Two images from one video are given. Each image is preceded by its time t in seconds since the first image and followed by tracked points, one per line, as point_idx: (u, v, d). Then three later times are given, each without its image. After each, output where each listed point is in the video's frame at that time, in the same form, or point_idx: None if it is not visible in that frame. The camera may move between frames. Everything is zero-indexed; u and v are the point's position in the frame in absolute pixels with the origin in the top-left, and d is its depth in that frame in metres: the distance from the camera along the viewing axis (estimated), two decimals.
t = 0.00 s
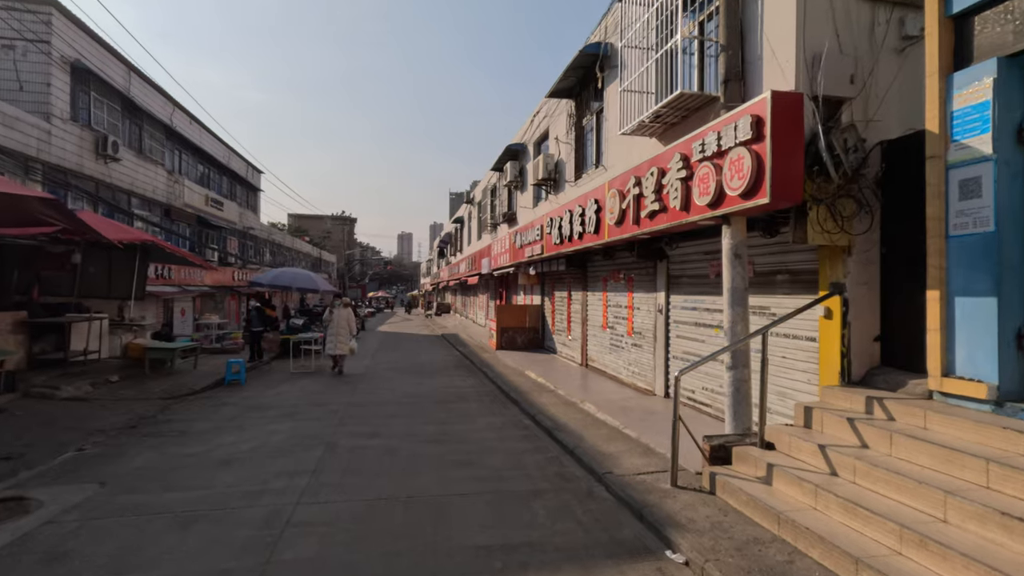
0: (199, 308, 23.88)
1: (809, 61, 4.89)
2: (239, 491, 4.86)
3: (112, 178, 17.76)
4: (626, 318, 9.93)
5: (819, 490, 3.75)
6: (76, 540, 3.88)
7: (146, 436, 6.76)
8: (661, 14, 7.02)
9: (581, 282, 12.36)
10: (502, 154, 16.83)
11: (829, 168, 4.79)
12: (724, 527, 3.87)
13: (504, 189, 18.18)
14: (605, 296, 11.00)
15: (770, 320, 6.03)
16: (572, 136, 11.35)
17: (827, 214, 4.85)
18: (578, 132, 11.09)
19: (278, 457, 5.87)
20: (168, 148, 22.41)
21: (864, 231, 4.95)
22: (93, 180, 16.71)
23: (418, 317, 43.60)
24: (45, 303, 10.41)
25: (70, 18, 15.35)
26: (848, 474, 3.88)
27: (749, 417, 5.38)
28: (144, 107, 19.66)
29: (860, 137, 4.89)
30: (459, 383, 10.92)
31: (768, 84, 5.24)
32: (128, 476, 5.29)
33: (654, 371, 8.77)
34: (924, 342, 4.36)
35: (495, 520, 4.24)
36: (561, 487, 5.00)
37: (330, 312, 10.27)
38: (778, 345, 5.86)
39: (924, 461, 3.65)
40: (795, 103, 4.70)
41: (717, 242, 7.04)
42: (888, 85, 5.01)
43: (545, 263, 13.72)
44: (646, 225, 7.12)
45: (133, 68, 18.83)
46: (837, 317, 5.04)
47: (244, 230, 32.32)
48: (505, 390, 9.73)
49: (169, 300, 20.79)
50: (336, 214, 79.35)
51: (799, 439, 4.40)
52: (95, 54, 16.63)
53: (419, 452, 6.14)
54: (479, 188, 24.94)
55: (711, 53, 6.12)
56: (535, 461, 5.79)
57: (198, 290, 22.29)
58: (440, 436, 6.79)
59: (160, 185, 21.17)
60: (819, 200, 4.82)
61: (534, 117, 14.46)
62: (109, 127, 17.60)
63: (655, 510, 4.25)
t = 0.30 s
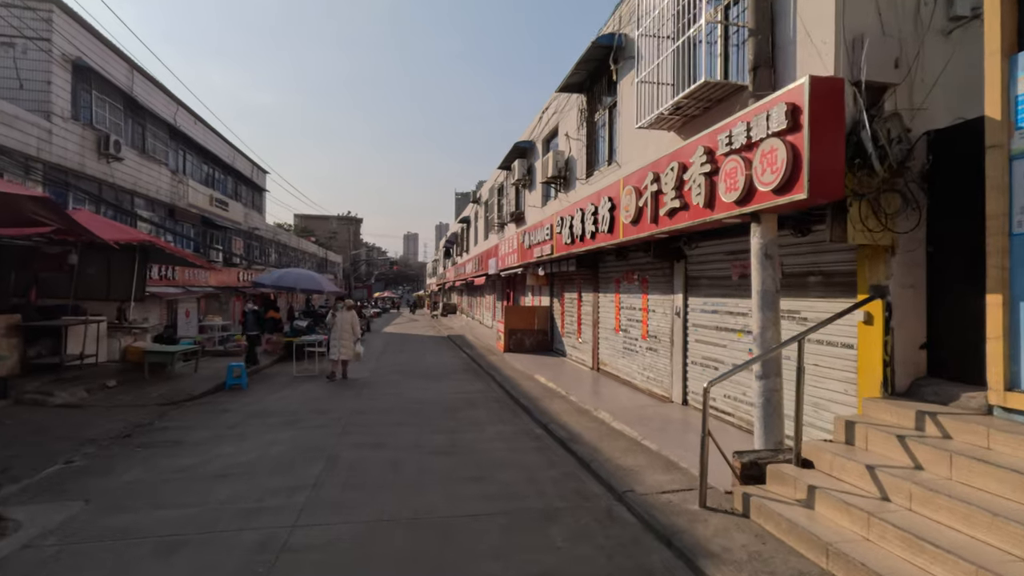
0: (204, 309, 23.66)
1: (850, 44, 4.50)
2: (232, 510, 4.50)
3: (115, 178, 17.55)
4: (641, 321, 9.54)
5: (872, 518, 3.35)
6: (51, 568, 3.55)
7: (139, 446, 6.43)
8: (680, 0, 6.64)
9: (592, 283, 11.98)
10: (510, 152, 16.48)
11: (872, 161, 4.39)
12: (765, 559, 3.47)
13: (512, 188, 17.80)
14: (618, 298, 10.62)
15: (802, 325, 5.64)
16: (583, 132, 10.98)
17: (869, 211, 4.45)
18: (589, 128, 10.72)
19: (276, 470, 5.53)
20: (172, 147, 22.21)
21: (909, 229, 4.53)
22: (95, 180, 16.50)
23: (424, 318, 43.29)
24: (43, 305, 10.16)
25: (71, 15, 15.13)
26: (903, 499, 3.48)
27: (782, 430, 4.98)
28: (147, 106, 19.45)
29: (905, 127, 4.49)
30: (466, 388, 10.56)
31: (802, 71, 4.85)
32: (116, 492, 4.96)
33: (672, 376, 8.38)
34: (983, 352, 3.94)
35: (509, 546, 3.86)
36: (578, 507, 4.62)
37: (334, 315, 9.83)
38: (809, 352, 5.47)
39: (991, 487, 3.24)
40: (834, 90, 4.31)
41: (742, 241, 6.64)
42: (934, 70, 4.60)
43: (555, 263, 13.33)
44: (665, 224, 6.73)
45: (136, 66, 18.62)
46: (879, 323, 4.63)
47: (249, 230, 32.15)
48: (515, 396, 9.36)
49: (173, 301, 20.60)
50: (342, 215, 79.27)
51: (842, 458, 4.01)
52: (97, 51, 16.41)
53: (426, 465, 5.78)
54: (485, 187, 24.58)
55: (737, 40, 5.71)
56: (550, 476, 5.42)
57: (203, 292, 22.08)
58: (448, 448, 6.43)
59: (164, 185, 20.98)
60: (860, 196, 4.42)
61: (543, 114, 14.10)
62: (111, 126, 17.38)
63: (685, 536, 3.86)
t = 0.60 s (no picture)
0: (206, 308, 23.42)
1: (893, 15, 4.10)
2: (218, 522, 4.16)
3: (115, 174, 17.30)
4: (653, 319, 9.17)
5: (931, 541, 2.96)
6: None
7: (127, 450, 6.11)
8: None
9: (601, 280, 11.60)
10: (516, 146, 16.10)
11: (919, 142, 3.99)
12: None
13: (519, 183, 17.43)
14: (629, 296, 10.24)
15: (834, 324, 5.25)
16: (593, 124, 10.59)
17: (915, 197, 4.05)
18: (599, 119, 10.34)
19: (269, 477, 5.19)
20: (174, 143, 21.96)
21: (958, 217, 4.13)
22: (94, 176, 16.24)
23: (428, 317, 43.01)
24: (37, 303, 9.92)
25: (70, 8, 14.85)
26: (965, 518, 3.09)
27: (814, 437, 4.60)
28: (149, 101, 19.20)
29: (954, 105, 4.10)
30: (472, 389, 10.21)
31: (839, 46, 4.46)
32: (96, 500, 4.63)
33: (687, 377, 8.01)
34: None
35: (519, 566, 3.49)
36: (595, 520, 4.25)
37: (331, 314, 9.45)
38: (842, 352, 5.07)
39: None
40: (877, 64, 3.91)
41: (766, 234, 6.25)
42: (985, 43, 4.20)
43: (562, 260, 12.96)
44: (683, 215, 6.34)
45: (137, 61, 18.34)
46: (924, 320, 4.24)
47: (252, 229, 31.93)
48: (523, 398, 9.00)
49: (174, 299, 20.40)
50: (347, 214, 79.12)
51: (888, 469, 3.62)
52: (96, 45, 16.13)
53: (430, 472, 5.42)
54: (491, 184, 24.20)
55: (764, 17, 5.32)
56: (562, 485, 5.05)
57: (205, 290, 21.84)
58: (453, 453, 6.07)
59: (166, 182, 20.75)
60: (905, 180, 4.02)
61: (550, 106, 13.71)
62: (111, 122, 17.12)
63: (715, 556, 3.48)
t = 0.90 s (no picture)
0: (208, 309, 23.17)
1: None
2: (198, 550, 3.78)
3: (114, 173, 17.02)
4: (667, 322, 8.74)
5: None
6: None
7: (110, 462, 5.75)
8: None
9: (610, 281, 11.20)
10: (522, 144, 15.71)
11: (977, 129, 3.57)
12: None
13: (524, 181, 17.04)
14: (640, 297, 9.84)
15: (870, 330, 4.84)
16: (602, 118, 10.19)
17: (972, 190, 3.63)
18: (609, 113, 9.92)
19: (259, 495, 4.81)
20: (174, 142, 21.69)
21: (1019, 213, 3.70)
22: (92, 174, 15.96)
23: (433, 317, 42.67)
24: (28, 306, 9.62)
25: (66, 4, 14.56)
26: None
27: (854, 455, 4.18)
28: (148, 99, 18.92)
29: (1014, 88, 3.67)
30: (477, 394, 9.83)
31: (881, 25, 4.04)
32: (69, 522, 4.26)
33: (703, 384, 7.59)
34: None
35: None
36: (612, 548, 3.84)
37: (328, 317, 9.12)
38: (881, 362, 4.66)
39: None
40: (930, 41, 3.50)
41: (791, 233, 5.83)
42: None
43: (570, 260, 12.57)
44: (703, 213, 5.91)
45: (137, 58, 18.06)
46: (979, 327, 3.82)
47: (255, 228, 31.71)
48: (530, 404, 8.60)
49: (175, 300, 20.14)
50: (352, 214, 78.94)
51: (947, 497, 3.21)
52: (94, 41, 15.83)
53: (432, 490, 5.03)
54: (496, 182, 23.82)
55: None
56: (575, 505, 4.65)
57: (206, 291, 21.56)
58: (456, 467, 5.67)
59: (166, 181, 20.48)
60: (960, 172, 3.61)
61: (557, 102, 13.31)
62: (110, 120, 16.84)
63: None
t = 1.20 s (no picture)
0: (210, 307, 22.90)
1: None
2: (178, 569, 3.41)
3: (113, 169, 16.74)
4: (683, 319, 8.33)
5: None
6: None
7: (94, 467, 5.41)
8: None
9: (622, 277, 10.79)
10: (529, 137, 15.31)
11: None
12: None
13: (532, 176, 16.63)
14: (654, 293, 9.43)
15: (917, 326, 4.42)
16: (613, 107, 9.78)
17: None
18: (621, 101, 9.51)
19: (249, 505, 4.44)
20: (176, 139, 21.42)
21: None
22: (91, 170, 15.68)
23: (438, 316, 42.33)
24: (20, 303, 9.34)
25: None
26: None
27: (906, 463, 3.76)
28: (149, 94, 18.63)
29: None
30: (484, 394, 9.45)
31: None
32: (40, 535, 3.90)
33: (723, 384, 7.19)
34: None
35: None
36: (639, 568, 3.44)
37: (328, 314, 8.71)
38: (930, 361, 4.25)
39: None
40: None
41: (824, 221, 5.42)
42: None
43: (579, 255, 12.18)
44: (727, 199, 5.50)
45: (136, 52, 17.78)
46: None
47: (258, 227, 31.46)
48: (540, 405, 8.21)
49: (176, 299, 19.87)
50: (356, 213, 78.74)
51: None
52: (92, 34, 15.54)
53: (437, 498, 4.64)
54: (501, 178, 23.42)
55: None
56: (594, 517, 4.25)
57: (207, 289, 21.28)
58: (464, 474, 5.27)
59: (167, 178, 20.21)
60: None
61: (566, 93, 12.91)
62: (109, 114, 16.55)
63: None
